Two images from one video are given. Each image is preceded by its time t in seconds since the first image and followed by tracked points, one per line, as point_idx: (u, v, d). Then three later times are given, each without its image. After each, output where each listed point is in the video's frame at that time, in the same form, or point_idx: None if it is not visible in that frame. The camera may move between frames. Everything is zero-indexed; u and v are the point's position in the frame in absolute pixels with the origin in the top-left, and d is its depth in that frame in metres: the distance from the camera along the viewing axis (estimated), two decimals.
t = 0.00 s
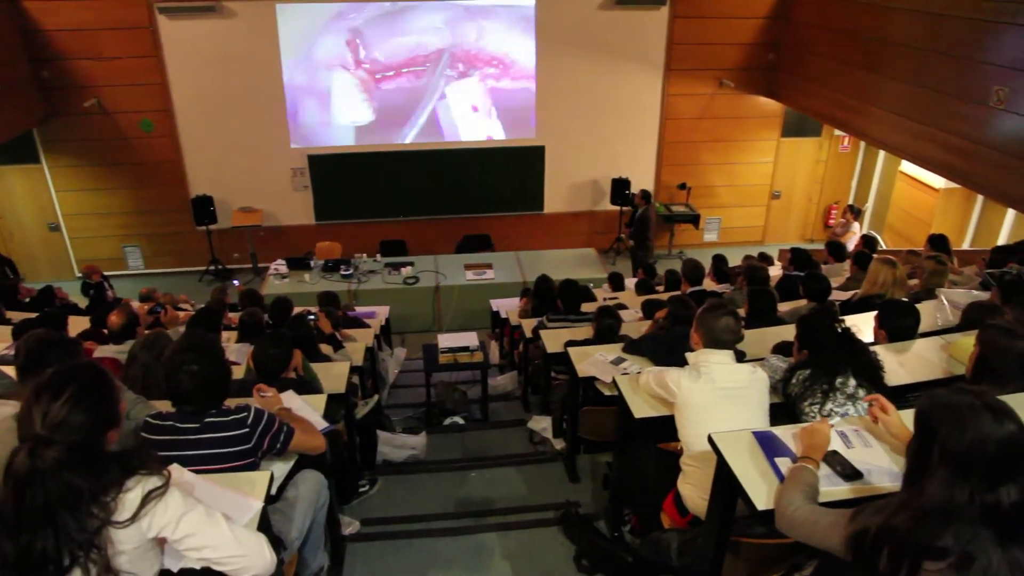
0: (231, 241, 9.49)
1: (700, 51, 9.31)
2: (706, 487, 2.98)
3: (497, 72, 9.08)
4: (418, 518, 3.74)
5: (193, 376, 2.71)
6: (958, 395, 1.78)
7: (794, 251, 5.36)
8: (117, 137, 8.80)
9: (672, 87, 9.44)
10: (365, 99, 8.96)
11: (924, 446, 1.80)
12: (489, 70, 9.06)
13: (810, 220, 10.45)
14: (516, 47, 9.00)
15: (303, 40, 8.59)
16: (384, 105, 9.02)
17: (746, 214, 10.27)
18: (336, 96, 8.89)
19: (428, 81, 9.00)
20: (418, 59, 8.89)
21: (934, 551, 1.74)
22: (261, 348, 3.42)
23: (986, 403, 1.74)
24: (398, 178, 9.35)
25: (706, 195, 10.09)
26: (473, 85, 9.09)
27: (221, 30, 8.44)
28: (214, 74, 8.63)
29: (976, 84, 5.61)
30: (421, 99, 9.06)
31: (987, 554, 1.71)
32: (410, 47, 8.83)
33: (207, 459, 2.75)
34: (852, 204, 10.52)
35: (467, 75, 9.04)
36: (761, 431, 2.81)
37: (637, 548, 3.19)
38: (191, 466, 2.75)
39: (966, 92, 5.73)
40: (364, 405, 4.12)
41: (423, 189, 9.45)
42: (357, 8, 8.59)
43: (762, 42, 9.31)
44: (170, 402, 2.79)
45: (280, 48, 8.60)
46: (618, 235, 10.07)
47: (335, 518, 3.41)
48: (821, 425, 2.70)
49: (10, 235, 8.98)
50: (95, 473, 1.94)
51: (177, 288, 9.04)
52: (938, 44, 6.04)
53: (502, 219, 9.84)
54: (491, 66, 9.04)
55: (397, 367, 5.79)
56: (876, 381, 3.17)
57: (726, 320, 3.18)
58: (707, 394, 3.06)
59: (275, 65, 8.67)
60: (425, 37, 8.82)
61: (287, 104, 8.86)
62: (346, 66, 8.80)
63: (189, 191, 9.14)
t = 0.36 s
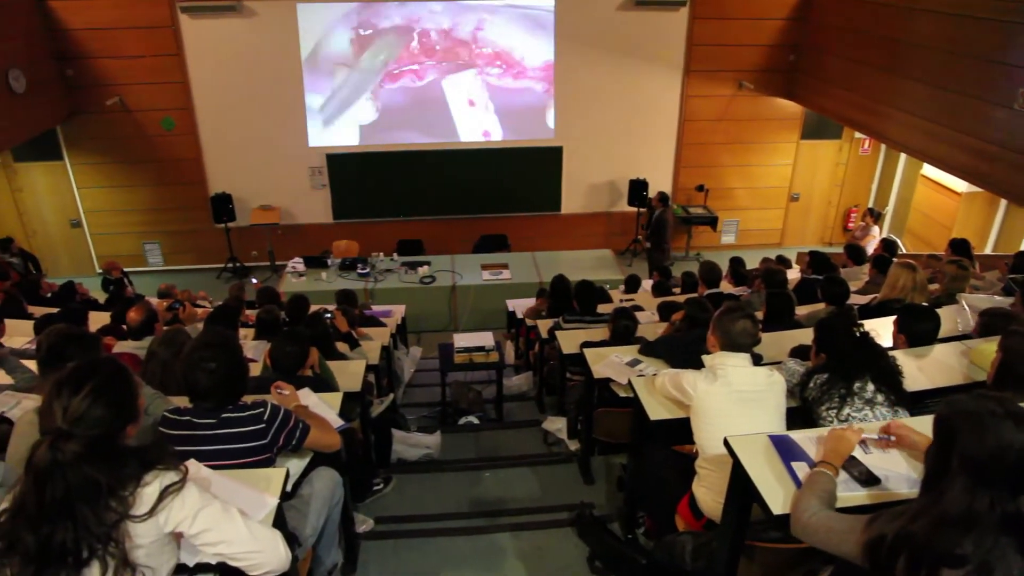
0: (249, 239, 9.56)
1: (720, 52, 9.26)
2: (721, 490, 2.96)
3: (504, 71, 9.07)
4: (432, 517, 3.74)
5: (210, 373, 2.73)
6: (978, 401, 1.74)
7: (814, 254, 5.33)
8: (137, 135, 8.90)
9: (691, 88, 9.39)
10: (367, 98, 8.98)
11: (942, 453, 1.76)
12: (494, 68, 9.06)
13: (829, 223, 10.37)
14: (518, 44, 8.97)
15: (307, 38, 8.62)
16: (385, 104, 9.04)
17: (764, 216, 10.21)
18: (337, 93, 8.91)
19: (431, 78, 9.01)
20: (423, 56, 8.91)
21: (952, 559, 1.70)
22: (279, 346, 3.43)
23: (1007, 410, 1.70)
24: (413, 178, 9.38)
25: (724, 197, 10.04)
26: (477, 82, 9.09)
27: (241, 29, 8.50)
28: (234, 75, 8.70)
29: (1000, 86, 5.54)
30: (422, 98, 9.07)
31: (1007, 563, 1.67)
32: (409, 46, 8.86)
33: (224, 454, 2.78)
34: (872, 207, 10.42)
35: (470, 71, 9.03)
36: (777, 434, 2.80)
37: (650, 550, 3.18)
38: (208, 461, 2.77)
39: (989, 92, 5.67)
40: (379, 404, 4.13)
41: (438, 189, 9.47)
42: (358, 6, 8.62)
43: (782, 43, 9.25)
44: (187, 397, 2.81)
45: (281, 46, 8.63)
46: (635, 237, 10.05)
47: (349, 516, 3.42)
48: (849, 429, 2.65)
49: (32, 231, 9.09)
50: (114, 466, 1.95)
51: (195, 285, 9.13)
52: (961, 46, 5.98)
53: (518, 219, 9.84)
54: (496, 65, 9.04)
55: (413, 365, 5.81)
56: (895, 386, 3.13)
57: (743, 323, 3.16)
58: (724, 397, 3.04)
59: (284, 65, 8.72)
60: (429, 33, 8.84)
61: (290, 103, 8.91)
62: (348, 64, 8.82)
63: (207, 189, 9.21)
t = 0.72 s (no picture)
0: (255, 238, 9.59)
1: (727, 52, 9.23)
2: (726, 492, 2.96)
3: (518, 69, 9.06)
4: (437, 517, 3.75)
5: (216, 374, 2.74)
6: (989, 405, 1.72)
7: (820, 256, 5.31)
8: (145, 134, 8.93)
9: (698, 89, 9.38)
10: (382, 96, 8.99)
11: (952, 457, 1.75)
12: (507, 65, 9.04)
13: (836, 225, 10.34)
14: (530, 41, 8.95)
15: (321, 37, 8.66)
16: (400, 103, 9.05)
17: (771, 218, 10.19)
18: (353, 92, 8.93)
19: (447, 77, 9.01)
20: (438, 54, 8.91)
21: (961, 563, 1.69)
22: (285, 345, 3.43)
23: (1018, 415, 1.68)
24: (420, 178, 9.39)
25: (731, 199, 10.02)
26: (491, 80, 9.07)
27: (248, 29, 8.53)
28: (241, 74, 8.72)
29: (1009, 87, 5.52)
30: (438, 96, 9.07)
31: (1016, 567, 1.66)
32: (424, 44, 8.86)
33: (229, 453, 2.78)
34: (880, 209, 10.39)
35: (485, 68, 9.02)
36: (783, 437, 2.79)
37: (655, 551, 3.17)
38: (213, 460, 2.78)
39: (999, 94, 5.63)
40: (384, 403, 4.13)
41: (444, 189, 9.48)
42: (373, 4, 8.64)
43: (789, 45, 9.23)
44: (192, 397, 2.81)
45: (294, 46, 8.66)
46: (642, 238, 10.03)
47: (354, 515, 3.43)
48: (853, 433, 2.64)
49: (40, 230, 9.13)
50: (120, 464, 1.96)
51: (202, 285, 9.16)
52: (969, 47, 5.96)
53: (523, 220, 9.84)
54: (510, 62, 9.03)
55: (418, 365, 5.82)
56: (903, 388, 3.12)
57: (749, 325, 3.14)
58: (730, 399, 3.03)
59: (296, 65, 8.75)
60: (444, 30, 8.83)
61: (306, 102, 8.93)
62: (364, 63, 8.84)
63: (214, 188, 9.24)
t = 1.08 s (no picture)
0: (259, 238, 9.60)
1: (731, 53, 9.23)
2: (729, 493, 2.95)
3: (537, 70, 9.09)
4: (440, 517, 3.75)
5: (219, 373, 2.74)
6: (996, 407, 1.71)
7: (824, 256, 5.31)
8: (150, 135, 8.95)
9: (702, 89, 9.37)
10: (399, 96, 9.03)
11: (960, 460, 1.74)
12: (524, 66, 9.07)
13: (839, 226, 10.32)
14: (550, 41, 8.96)
15: (339, 37, 8.68)
16: (417, 102, 9.08)
17: (774, 219, 10.18)
18: (370, 92, 8.96)
19: (465, 77, 9.04)
20: (456, 54, 8.93)
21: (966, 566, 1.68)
22: (288, 346, 3.43)
23: None
24: (423, 178, 9.40)
25: (734, 199, 10.02)
26: (508, 81, 9.10)
27: (252, 29, 8.54)
28: (245, 74, 8.74)
29: (1013, 87, 5.51)
30: (456, 96, 9.10)
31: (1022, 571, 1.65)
32: (442, 44, 8.87)
33: (231, 453, 2.79)
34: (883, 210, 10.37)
35: (503, 71, 9.06)
36: (786, 438, 2.78)
37: (658, 552, 3.16)
38: (216, 459, 2.79)
39: (1003, 94, 5.62)
40: (387, 403, 4.14)
41: (447, 190, 9.49)
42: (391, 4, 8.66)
43: (793, 45, 9.22)
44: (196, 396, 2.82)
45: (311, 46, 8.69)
46: (645, 238, 10.02)
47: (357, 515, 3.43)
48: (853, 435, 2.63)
49: (44, 230, 9.16)
50: (125, 464, 1.96)
51: (206, 284, 9.17)
52: (973, 48, 5.95)
53: (527, 220, 9.84)
54: (530, 64, 9.06)
55: (421, 365, 5.83)
56: (906, 389, 3.11)
57: (752, 325, 3.14)
58: (733, 400, 3.03)
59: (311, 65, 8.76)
60: (462, 30, 8.85)
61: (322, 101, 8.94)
62: (381, 62, 8.87)
63: (218, 189, 9.26)
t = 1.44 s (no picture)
0: (271, 236, 9.64)
1: (744, 54, 9.19)
2: (739, 496, 2.94)
3: (553, 70, 9.06)
4: (449, 517, 3.75)
5: (230, 370, 2.76)
6: (1011, 413, 1.69)
7: (837, 259, 5.28)
8: (163, 133, 9.01)
9: (714, 91, 9.33)
10: (416, 97, 9.06)
11: (974, 467, 1.71)
12: (541, 67, 9.03)
13: (852, 228, 10.26)
14: (568, 40, 8.94)
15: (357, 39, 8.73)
16: (434, 104, 9.10)
17: (787, 221, 10.13)
18: (387, 94, 9.00)
19: (482, 79, 9.04)
20: (473, 56, 8.93)
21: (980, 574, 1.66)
22: (299, 344, 3.44)
23: None
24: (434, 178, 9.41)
25: (746, 202, 9.98)
26: (524, 83, 9.08)
27: (264, 29, 8.58)
28: (258, 74, 8.78)
29: None
30: (472, 97, 9.11)
31: None
32: (460, 46, 8.89)
33: (242, 450, 2.80)
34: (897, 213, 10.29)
35: (517, 73, 9.03)
36: (797, 441, 2.77)
37: (667, 554, 3.15)
38: (226, 456, 2.80)
39: (1019, 96, 5.57)
40: (397, 403, 4.15)
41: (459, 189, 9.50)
42: (408, 6, 8.70)
43: (806, 47, 9.17)
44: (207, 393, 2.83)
45: (329, 48, 8.74)
46: (656, 239, 10.00)
47: (366, 514, 3.44)
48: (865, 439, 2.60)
49: (59, 227, 9.27)
50: (137, 459, 1.98)
51: (217, 282, 9.22)
52: (989, 49, 5.90)
53: (537, 221, 9.83)
54: (545, 64, 9.02)
55: (431, 365, 5.84)
56: (919, 393, 3.09)
57: (764, 327, 3.14)
58: (743, 402, 3.02)
59: (328, 67, 8.81)
60: (480, 31, 8.85)
61: (339, 102, 8.98)
62: (399, 64, 8.90)
63: (230, 187, 9.31)
